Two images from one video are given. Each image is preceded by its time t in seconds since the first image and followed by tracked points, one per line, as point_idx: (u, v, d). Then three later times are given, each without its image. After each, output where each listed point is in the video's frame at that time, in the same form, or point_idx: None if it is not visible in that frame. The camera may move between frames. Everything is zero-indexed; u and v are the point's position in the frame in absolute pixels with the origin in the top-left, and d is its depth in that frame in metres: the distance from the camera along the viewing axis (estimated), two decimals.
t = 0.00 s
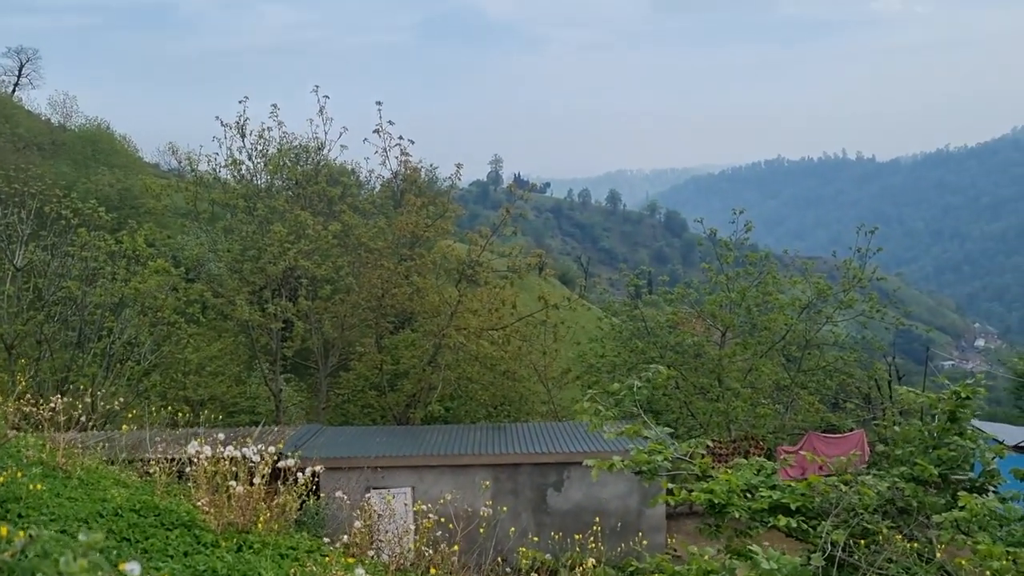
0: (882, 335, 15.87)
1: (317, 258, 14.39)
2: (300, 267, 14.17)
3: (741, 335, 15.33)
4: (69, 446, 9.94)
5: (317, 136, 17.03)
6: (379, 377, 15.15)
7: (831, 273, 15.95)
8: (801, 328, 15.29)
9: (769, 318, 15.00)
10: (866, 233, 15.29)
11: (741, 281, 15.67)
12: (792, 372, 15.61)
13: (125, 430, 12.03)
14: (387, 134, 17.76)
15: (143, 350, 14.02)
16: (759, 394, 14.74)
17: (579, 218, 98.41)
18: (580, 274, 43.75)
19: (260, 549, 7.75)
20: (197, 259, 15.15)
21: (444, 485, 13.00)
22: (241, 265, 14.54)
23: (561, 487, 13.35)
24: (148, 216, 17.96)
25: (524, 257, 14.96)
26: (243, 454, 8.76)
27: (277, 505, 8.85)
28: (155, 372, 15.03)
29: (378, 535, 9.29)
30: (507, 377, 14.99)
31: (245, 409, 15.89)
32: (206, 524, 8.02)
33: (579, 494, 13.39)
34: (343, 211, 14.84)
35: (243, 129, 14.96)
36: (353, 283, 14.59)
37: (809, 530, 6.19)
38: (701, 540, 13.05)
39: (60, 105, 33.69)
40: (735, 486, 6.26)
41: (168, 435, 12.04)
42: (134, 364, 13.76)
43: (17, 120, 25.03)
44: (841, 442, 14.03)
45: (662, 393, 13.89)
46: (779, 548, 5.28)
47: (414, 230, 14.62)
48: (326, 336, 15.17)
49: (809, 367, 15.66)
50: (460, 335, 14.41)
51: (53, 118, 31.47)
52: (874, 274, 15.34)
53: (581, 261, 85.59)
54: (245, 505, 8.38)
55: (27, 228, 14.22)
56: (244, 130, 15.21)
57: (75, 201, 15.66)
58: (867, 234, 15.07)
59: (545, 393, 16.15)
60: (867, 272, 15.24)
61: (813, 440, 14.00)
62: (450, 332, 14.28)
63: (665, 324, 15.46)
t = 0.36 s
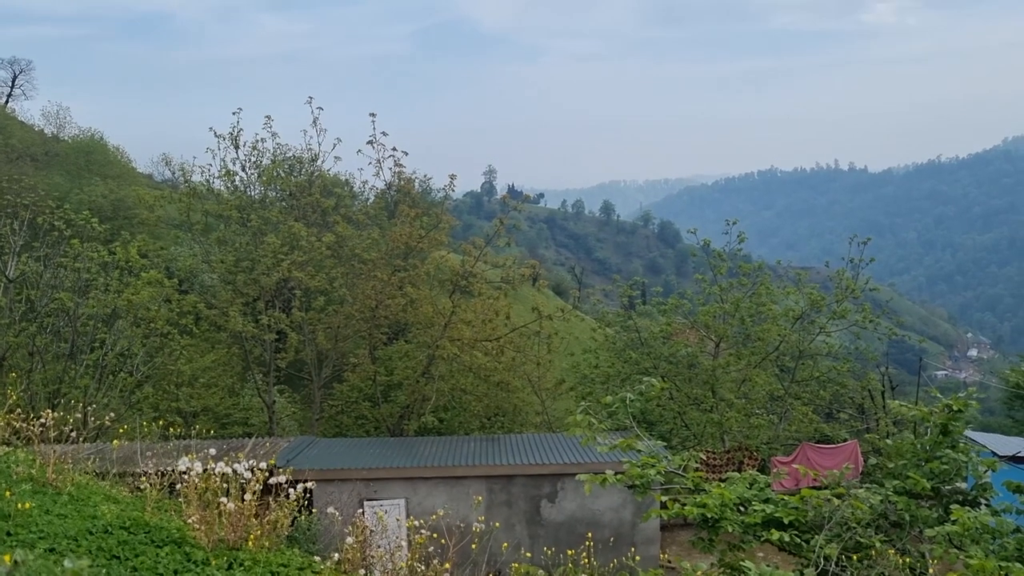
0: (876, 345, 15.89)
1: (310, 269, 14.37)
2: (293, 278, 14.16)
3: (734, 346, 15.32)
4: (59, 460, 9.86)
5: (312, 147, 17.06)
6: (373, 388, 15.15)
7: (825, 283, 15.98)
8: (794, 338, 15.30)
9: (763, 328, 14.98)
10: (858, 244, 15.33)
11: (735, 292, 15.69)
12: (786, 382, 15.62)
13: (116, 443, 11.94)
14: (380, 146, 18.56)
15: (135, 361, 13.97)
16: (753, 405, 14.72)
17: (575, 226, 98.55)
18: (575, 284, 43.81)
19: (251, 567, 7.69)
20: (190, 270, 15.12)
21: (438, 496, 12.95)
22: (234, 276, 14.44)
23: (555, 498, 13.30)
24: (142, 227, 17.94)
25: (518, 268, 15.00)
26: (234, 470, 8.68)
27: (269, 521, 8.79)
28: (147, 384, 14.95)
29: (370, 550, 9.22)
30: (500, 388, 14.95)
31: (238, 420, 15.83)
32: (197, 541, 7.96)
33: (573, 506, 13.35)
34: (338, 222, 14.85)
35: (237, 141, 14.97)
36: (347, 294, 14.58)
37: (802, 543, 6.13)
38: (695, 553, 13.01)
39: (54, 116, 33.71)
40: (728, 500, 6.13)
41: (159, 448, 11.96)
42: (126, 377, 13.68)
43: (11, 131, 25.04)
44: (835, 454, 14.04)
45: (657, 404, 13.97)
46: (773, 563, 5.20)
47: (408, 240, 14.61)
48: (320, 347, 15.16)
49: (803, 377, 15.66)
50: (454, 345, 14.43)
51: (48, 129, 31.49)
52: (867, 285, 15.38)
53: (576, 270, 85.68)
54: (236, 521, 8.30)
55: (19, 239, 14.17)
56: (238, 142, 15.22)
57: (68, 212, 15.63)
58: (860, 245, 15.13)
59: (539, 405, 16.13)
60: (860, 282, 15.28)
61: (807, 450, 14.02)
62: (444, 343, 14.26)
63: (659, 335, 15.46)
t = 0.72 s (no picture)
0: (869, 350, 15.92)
1: (303, 274, 14.36)
2: (287, 283, 14.15)
3: (728, 351, 15.33)
4: (49, 467, 9.79)
5: (305, 152, 17.02)
6: (366, 393, 15.14)
7: (818, 288, 16.02)
8: (788, 343, 15.33)
9: (756, 333, 15.00)
10: (852, 249, 15.36)
11: (728, 297, 15.72)
12: (779, 387, 15.65)
13: (108, 450, 11.88)
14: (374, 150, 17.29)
15: (128, 366, 13.90)
16: (746, 410, 14.74)
17: (570, 231, 98.66)
18: (568, 290, 43.83)
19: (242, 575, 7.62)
20: (184, 274, 15.07)
21: (431, 502, 12.94)
22: (228, 281, 14.51)
23: (548, 503, 13.28)
24: (135, 231, 17.90)
25: (512, 272, 15.00)
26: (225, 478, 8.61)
27: (260, 529, 8.72)
28: (140, 388, 14.89)
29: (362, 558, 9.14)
30: (494, 394, 14.93)
31: (231, 425, 15.80)
32: (187, 549, 7.91)
33: (566, 511, 13.32)
34: (331, 227, 14.83)
35: (230, 145, 14.94)
36: (340, 299, 14.57)
37: (794, 551, 6.11)
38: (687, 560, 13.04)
39: (47, 119, 33.59)
40: (720, 507, 6.10)
41: (151, 454, 11.92)
42: (119, 382, 13.60)
43: (3, 135, 24.97)
44: (828, 459, 14.10)
45: (650, 409, 13.98)
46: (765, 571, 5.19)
47: (402, 245, 14.60)
48: (314, 352, 15.14)
49: (797, 382, 15.68)
50: (448, 351, 14.41)
51: (41, 133, 31.41)
52: (860, 290, 15.41)
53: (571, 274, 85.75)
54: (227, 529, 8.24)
55: (11, 243, 14.10)
56: (232, 146, 15.19)
57: (61, 216, 15.57)
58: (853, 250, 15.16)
59: (533, 410, 16.11)
60: (853, 288, 15.31)
61: (800, 454, 14.12)
62: (437, 349, 14.26)
63: (652, 340, 15.49)
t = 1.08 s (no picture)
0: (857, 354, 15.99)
1: (292, 278, 14.34)
2: (276, 287, 14.12)
3: (716, 355, 15.38)
4: (33, 475, 9.70)
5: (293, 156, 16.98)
6: (355, 398, 15.12)
7: (806, 292, 16.08)
8: (776, 348, 15.39)
9: (745, 338, 15.04)
10: (840, 254, 15.41)
11: (717, 301, 15.77)
12: (768, 392, 15.70)
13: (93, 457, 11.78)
14: (364, 155, 17.62)
15: (115, 370, 13.82)
16: (735, 414, 14.79)
17: (562, 234, 98.75)
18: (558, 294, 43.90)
19: None
20: (172, 279, 14.99)
21: (420, 506, 12.91)
22: (216, 285, 14.50)
23: (537, 508, 13.26)
24: (122, 235, 17.84)
25: (501, 277, 15.00)
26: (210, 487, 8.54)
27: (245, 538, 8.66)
28: (127, 393, 14.81)
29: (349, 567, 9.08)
30: (483, 398, 14.92)
31: (219, 431, 15.74)
32: (171, 559, 7.85)
33: (555, 516, 13.30)
34: (320, 231, 14.82)
35: (219, 149, 14.89)
36: (329, 303, 14.55)
37: (781, 558, 6.06)
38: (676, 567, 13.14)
39: (34, 122, 33.39)
40: (707, 514, 6.04)
41: (137, 462, 11.86)
42: (106, 388, 13.50)
43: None
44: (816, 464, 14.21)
45: (640, 412, 14.00)
46: None
47: (391, 249, 14.59)
48: (302, 356, 15.11)
49: (785, 387, 15.74)
50: (437, 355, 14.40)
51: (28, 136, 31.27)
52: (848, 294, 15.48)
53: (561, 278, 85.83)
54: (212, 539, 8.18)
55: None
56: (220, 150, 15.14)
57: (47, 219, 15.48)
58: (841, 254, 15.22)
59: (522, 414, 16.09)
60: (841, 292, 15.38)
61: (789, 459, 14.28)
62: (427, 353, 14.26)
63: (642, 344, 15.52)
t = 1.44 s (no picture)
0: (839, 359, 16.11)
1: (276, 284, 14.29)
2: (259, 292, 14.08)
3: (699, 361, 15.43)
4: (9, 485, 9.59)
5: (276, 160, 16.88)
6: (339, 403, 15.13)
7: (789, 298, 16.12)
8: (759, 353, 15.47)
9: (729, 343, 15.12)
10: (822, 260, 15.47)
11: (700, 307, 15.82)
12: (751, 397, 15.77)
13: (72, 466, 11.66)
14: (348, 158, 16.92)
15: (96, 376, 13.71)
16: (718, 419, 14.92)
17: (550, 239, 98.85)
18: (543, 299, 43.96)
19: None
20: (154, 284, 14.89)
21: (403, 513, 12.86)
22: (198, 290, 14.45)
23: (522, 514, 13.18)
24: (104, 240, 17.71)
25: (486, 282, 15.00)
26: (188, 497, 8.47)
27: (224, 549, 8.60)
28: (108, 399, 14.69)
29: None
30: (467, 404, 14.91)
31: (201, 437, 15.67)
32: (148, 570, 7.80)
33: (540, 522, 13.25)
34: (304, 236, 14.81)
35: (201, 154, 14.81)
36: (312, 309, 14.51)
37: (762, 566, 6.05)
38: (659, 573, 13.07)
39: (14, 125, 33.08)
40: (689, 522, 6.04)
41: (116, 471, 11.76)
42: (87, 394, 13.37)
43: None
44: (800, 468, 14.20)
45: (624, 417, 14.07)
46: None
47: (374, 255, 14.56)
48: (285, 361, 15.06)
49: (769, 392, 15.76)
50: (421, 360, 14.42)
51: (8, 139, 30.97)
52: (830, 300, 15.57)
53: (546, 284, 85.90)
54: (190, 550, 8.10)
55: None
56: (203, 155, 15.06)
57: (27, 224, 15.34)
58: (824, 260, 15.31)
59: (506, 420, 16.07)
60: (823, 298, 15.48)
61: (772, 463, 14.21)
62: (410, 358, 14.28)
63: (626, 349, 15.56)
